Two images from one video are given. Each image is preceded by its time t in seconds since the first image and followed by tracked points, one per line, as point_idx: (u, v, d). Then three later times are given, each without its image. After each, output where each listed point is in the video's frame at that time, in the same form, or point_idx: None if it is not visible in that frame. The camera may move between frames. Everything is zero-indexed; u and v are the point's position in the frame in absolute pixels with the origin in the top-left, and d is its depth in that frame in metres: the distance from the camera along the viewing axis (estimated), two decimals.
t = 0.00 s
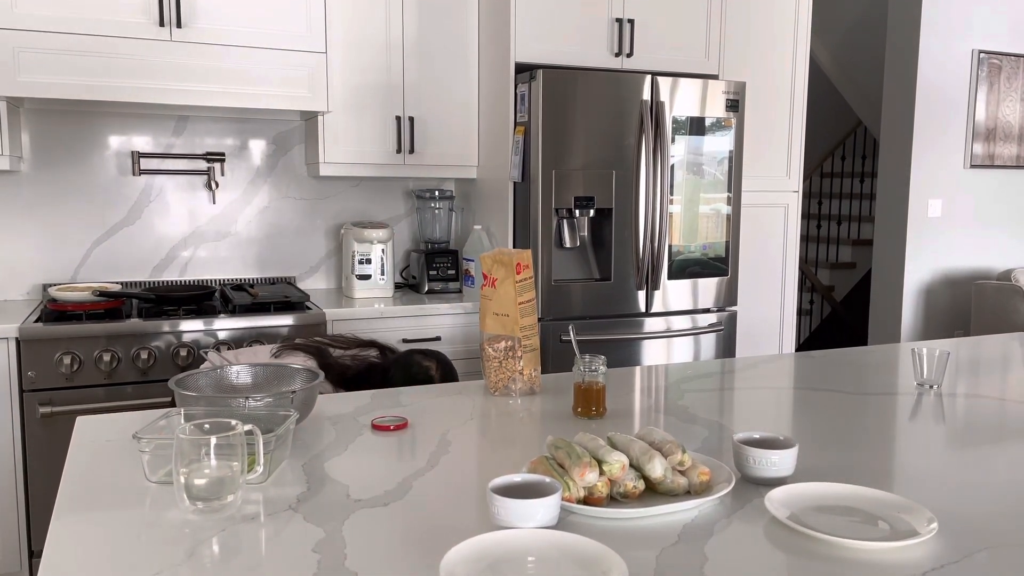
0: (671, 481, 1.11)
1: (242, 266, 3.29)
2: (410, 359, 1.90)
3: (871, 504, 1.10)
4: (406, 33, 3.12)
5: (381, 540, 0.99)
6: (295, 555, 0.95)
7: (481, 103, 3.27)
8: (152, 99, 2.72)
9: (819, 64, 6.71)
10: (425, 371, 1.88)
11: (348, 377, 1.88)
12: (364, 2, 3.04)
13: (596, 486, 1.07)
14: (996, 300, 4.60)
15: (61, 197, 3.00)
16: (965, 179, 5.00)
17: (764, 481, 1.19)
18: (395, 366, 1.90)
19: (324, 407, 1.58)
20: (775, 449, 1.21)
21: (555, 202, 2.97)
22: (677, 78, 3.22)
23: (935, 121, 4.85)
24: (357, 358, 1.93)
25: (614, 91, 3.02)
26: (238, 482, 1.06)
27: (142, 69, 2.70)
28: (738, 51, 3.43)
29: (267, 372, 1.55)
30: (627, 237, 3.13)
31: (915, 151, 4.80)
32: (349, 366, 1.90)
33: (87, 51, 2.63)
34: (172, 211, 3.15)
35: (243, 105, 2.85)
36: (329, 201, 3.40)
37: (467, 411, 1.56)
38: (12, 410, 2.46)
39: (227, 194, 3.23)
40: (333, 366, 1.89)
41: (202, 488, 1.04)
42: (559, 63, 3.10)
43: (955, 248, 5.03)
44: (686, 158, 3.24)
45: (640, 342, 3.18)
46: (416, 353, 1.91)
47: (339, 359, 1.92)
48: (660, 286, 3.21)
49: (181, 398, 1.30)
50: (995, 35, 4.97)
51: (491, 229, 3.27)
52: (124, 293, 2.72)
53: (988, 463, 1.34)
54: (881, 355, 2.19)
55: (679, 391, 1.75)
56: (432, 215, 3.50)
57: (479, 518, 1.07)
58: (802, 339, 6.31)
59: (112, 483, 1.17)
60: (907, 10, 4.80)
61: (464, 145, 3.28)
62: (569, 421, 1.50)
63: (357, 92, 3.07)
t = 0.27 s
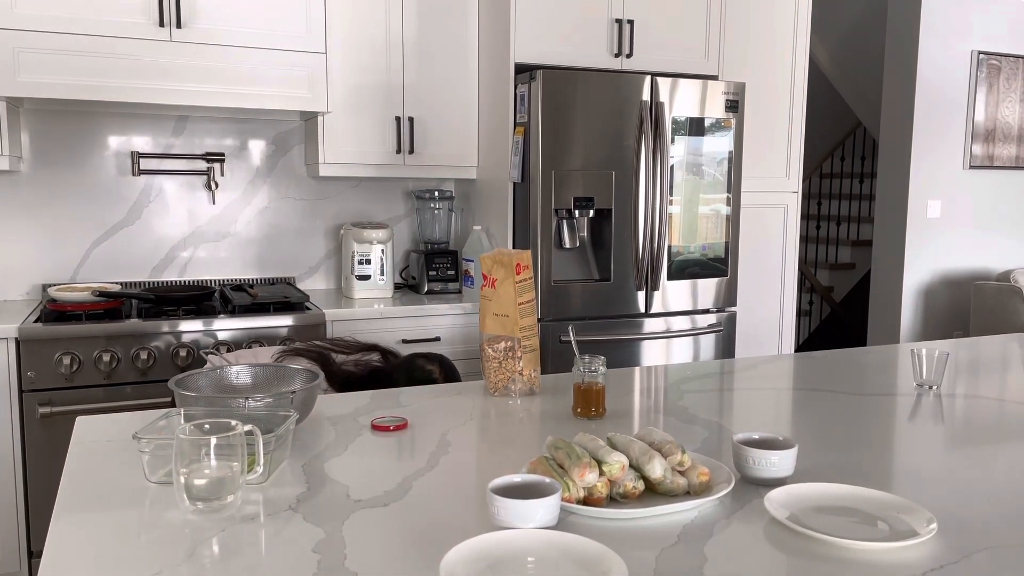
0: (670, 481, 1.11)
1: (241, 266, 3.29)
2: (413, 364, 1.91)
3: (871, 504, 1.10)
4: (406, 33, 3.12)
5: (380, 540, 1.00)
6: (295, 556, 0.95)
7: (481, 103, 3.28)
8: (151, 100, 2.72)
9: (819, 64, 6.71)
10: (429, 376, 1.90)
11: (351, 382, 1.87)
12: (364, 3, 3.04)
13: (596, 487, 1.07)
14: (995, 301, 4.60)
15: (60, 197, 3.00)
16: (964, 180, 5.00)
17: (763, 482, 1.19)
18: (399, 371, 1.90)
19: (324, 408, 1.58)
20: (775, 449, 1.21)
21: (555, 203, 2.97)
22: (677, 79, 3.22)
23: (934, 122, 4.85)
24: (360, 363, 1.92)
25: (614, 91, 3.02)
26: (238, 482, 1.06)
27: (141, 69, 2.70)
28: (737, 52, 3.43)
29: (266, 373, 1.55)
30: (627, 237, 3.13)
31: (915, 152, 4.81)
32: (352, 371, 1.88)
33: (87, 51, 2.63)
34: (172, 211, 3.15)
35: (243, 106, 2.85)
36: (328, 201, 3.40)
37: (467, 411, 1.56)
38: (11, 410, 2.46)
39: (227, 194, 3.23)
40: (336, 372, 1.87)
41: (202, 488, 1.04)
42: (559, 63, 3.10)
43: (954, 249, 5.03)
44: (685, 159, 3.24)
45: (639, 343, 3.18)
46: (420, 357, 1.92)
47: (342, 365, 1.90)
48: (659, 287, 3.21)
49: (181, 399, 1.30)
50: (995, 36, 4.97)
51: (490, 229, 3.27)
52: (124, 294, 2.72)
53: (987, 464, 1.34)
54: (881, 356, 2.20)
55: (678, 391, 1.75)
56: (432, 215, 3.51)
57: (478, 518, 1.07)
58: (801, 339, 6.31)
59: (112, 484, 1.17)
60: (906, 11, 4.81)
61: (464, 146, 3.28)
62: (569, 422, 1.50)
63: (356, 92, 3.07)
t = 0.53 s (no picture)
0: (670, 482, 1.11)
1: (241, 267, 3.29)
2: (414, 364, 1.91)
3: (870, 505, 1.10)
4: (406, 34, 3.12)
5: (380, 540, 1.00)
6: (295, 556, 0.95)
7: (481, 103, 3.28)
8: (151, 100, 2.72)
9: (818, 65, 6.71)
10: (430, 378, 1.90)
11: (354, 385, 1.87)
12: (364, 4, 3.04)
13: (595, 487, 1.08)
14: (995, 301, 4.60)
15: (60, 198, 3.00)
16: (964, 181, 5.00)
17: (763, 483, 1.19)
18: (400, 372, 1.90)
19: (323, 408, 1.58)
20: (774, 450, 1.21)
21: (555, 203, 2.98)
22: (676, 80, 3.23)
23: (934, 123, 4.85)
24: (362, 364, 1.92)
25: (613, 92, 3.03)
26: (238, 483, 1.07)
27: (141, 70, 2.70)
28: (737, 53, 3.43)
29: (267, 374, 1.56)
30: (626, 238, 3.13)
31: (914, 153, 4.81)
32: (354, 373, 1.88)
33: (87, 52, 2.63)
34: (172, 212, 3.15)
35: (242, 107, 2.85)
36: (328, 201, 3.40)
37: (467, 412, 1.56)
38: (11, 410, 2.46)
39: (227, 195, 3.23)
40: (338, 374, 1.87)
41: (202, 489, 1.04)
42: (559, 64, 3.10)
43: (953, 249, 5.03)
44: (685, 159, 3.24)
45: (639, 343, 3.18)
46: (422, 358, 1.92)
47: (344, 367, 1.90)
48: (659, 288, 3.21)
49: (181, 399, 1.31)
50: (994, 37, 4.98)
51: (490, 230, 3.27)
52: (123, 294, 2.72)
53: (987, 464, 1.34)
54: (880, 356, 2.20)
55: (678, 392, 1.75)
56: (431, 216, 3.52)
57: (478, 518, 1.07)
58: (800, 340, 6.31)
59: (112, 484, 1.17)
60: (905, 12, 4.81)
61: (464, 146, 3.28)
62: (569, 422, 1.50)
63: (356, 93, 3.07)
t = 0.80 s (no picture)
0: (669, 483, 1.11)
1: (240, 267, 3.29)
2: (410, 347, 1.91)
3: (870, 506, 1.10)
4: (406, 34, 3.12)
5: (380, 541, 1.00)
6: (295, 557, 0.95)
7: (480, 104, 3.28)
8: (150, 101, 2.73)
9: (817, 66, 6.72)
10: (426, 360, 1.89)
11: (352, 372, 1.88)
12: (364, 5, 3.05)
13: (595, 488, 1.08)
14: (994, 302, 4.61)
15: (60, 198, 3.00)
16: (963, 181, 5.01)
17: (762, 483, 1.19)
18: (396, 355, 1.90)
19: (323, 409, 1.58)
20: (774, 450, 1.22)
21: (554, 204, 2.98)
22: (676, 81, 3.23)
23: (933, 123, 4.86)
24: (360, 352, 1.93)
25: (613, 93, 3.03)
26: (237, 484, 1.07)
27: (142, 70, 2.70)
28: (737, 54, 3.43)
29: (266, 374, 1.56)
30: (626, 239, 3.13)
31: (913, 153, 4.81)
32: (352, 361, 1.89)
33: (87, 52, 2.63)
34: (171, 213, 3.15)
35: (242, 108, 2.85)
36: (327, 202, 3.40)
37: (467, 412, 1.56)
38: (10, 411, 2.46)
39: (226, 195, 3.23)
40: (336, 362, 1.88)
41: (202, 489, 1.04)
42: (558, 65, 3.10)
43: (952, 250, 5.03)
44: (684, 160, 3.24)
45: (638, 344, 3.18)
46: (416, 339, 1.93)
47: (342, 356, 1.91)
48: (658, 288, 3.21)
49: (181, 400, 1.31)
50: (993, 38, 4.98)
51: (490, 231, 3.27)
52: (122, 295, 2.72)
53: (986, 465, 1.34)
54: (879, 357, 2.20)
55: (677, 393, 1.75)
56: (430, 217, 3.53)
57: (477, 519, 1.07)
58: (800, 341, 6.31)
59: (112, 484, 1.17)
60: (904, 13, 4.81)
61: (464, 147, 3.28)
62: (568, 423, 1.50)
63: (356, 94, 3.07)
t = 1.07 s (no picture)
0: (669, 483, 1.11)
1: (240, 268, 3.29)
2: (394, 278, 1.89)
3: (870, 507, 1.10)
4: (405, 35, 3.12)
5: (381, 542, 1.00)
6: (296, 558, 0.95)
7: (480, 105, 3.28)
8: (150, 102, 2.73)
9: (817, 67, 6.72)
10: (408, 285, 1.86)
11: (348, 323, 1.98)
12: (363, 6, 3.05)
13: (595, 488, 1.07)
14: (993, 303, 4.61)
15: (59, 199, 3.00)
16: (962, 182, 5.01)
17: (762, 484, 1.19)
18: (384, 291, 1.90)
19: (323, 410, 1.58)
20: (774, 451, 1.22)
21: (554, 205, 2.98)
22: (675, 81, 3.23)
23: (932, 124, 4.86)
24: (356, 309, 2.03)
25: (612, 94, 3.03)
26: (237, 485, 1.06)
27: (142, 71, 2.70)
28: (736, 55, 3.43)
29: (267, 375, 1.56)
30: (625, 239, 3.13)
31: (912, 154, 4.82)
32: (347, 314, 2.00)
33: (86, 54, 2.63)
34: (171, 214, 3.15)
35: (241, 109, 2.85)
36: (327, 203, 3.40)
37: (467, 413, 1.56)
38: (9, 412, 2.46)
39: (226, 197, 3.23)
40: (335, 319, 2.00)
41: (202, 491, 1.03)
42: (557, 66, 3.10)
43: (952, 251, 5.03)
44: (684, 161, 3.25)
45: (638, 345, 3.18)
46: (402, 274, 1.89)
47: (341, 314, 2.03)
48: (657, 289, 3.21)
49: (180, 401, 1.30)
50: (993, 39, 4.98)
51: (489, 231, 3.27)
52: (122, 296, 2.72)
53: (986, 466, 1.34)
54: (879, 357, 2.20)
55: (677, 393, 1.76)
56: (430, 218, 3.51)
57: (477, 520, 1.07)
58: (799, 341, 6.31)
59: (112, 485, 1.17)
60: (903, 14, 4.82)
61: (464, 148, 3.28)
62: (568, 424, 1.50)
63: (355, 95, 3.07)
